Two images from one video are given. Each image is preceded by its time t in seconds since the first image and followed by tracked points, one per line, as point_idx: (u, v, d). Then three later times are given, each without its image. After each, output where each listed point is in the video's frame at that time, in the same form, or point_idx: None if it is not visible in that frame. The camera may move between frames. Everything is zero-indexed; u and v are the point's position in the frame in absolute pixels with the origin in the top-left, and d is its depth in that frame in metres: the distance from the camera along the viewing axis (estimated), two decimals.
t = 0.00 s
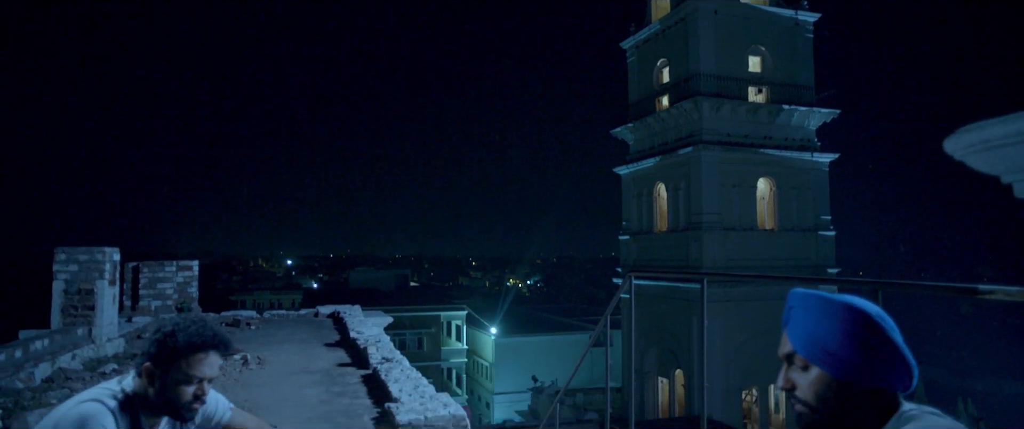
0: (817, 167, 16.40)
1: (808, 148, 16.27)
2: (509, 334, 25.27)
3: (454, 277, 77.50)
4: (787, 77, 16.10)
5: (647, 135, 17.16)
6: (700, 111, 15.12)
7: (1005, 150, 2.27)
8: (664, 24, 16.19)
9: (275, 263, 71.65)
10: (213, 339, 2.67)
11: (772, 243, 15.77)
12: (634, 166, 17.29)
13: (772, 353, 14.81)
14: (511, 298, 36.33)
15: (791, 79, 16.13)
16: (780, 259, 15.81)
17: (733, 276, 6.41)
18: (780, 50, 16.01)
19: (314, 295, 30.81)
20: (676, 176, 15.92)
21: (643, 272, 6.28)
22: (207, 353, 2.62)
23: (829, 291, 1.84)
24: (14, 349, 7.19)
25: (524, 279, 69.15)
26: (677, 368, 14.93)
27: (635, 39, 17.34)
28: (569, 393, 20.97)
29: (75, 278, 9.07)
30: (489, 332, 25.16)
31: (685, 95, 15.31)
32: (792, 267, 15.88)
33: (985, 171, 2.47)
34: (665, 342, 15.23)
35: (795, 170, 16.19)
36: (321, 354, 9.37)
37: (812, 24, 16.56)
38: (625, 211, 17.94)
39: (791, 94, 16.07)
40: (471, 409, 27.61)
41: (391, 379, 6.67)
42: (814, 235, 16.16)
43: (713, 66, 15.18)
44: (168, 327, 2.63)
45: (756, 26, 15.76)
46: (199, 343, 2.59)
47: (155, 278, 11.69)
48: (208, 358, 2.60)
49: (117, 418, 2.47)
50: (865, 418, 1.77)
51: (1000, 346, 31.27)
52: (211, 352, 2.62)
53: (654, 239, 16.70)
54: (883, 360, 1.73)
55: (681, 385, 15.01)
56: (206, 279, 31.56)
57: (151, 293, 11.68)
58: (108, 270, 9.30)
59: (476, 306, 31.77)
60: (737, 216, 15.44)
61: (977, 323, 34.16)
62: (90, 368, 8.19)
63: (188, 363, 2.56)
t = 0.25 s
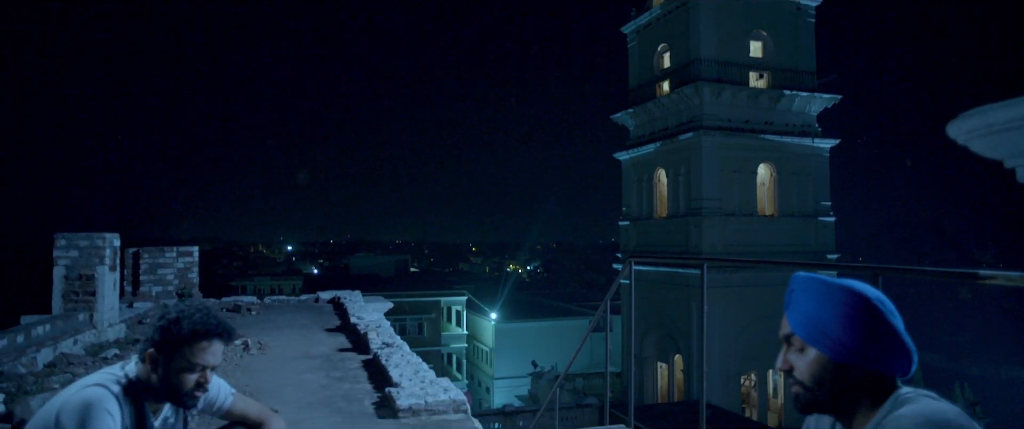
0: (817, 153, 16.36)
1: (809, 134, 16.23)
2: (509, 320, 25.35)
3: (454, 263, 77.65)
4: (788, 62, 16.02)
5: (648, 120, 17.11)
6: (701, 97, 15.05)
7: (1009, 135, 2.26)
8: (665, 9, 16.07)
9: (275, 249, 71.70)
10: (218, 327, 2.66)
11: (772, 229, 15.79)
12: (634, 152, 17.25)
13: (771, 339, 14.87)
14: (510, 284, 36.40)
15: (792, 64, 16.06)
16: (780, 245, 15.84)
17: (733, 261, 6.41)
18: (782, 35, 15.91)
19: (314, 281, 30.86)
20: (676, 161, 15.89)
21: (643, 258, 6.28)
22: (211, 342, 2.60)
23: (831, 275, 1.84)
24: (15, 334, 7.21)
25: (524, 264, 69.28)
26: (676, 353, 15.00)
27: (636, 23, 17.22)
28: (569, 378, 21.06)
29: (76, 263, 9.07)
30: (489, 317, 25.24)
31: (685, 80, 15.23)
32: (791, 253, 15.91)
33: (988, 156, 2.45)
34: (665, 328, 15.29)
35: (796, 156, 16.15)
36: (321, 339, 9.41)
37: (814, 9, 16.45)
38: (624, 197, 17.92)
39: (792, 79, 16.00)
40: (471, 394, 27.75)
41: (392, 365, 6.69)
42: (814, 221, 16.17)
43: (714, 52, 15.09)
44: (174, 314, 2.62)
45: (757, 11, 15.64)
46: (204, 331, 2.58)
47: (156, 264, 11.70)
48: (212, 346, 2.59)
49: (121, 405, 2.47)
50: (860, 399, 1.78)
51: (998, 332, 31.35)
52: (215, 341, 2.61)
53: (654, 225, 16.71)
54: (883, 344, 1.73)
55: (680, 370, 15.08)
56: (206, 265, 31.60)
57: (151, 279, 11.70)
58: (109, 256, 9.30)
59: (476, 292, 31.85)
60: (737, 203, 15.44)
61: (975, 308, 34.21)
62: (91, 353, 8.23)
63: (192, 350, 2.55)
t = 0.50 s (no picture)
0: (818, 139, 16.31)
1: (810, 120, 16.17)
2: (509, 306, 25.41)
3: (453, 249, 77.83)
4: (790, 48, 15.94)
5: (648, 106, 17.04)
6: (702, 83, 14.98)
7: (1013, 121, 2.25)
8: None
9: (275, 236, 71.76)
10: (216, 309, 2.66)
11: (772, 215, 15.80)
12: (634, 138, 17.19)
13: (770, 325, 14.91)
14: (510, 271, 36.44)
15: (793, 50, 15.98)
16: (779, 231, 15.86)
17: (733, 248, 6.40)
18: (784, 20, 15.80)
19: (314, 268, 30.88)
20: (676, 148, 15.86)
21: (643, 245, 6.26)
22: (210, 323, 2.60)
23: (833, 260, 1.83)
24: (16, 320, 7.23)
25: (524, 251, 69.33)
26: (676, 339, 15.05)
27: (637, 9, 17.09)
28: (568, 364, 21.15)
29: (76, 250, 9.07)
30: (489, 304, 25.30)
31: (686, 66, 15.16)
32: (791, 239, 15.94)
33: (992, 141, 2.45)
34: (664, 314, 15.32)
35: (796, 142, 16.11)
36: (321, 326, 9.44)
37: None
38: (624, 183, 17.89)
39: (793, 66, 15.93)
40: (471, 380, 27.88)
41: (393, 350, 6.71)
42: (814, 207, 16.17)
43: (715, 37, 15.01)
44: (171, 298, 2.62)
45: None
46: (202, 313, 2.58)
47: (156, 251, 11.71)
48: (212, 329, 2.59)
49: (123, 389, 2.47)
50: (856, 383, 1.78)
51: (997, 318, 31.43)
52: (214, 322, 2.61)
53: (653, 212, 16.72)
54: (881, 330, 1.72)
55: (679, 356, 15.14)
56: (207, 252, 31.62)
57: (152, 266, 11.71)
58: (109, 242, 9.32)
59: (476, 278, 31.91)
60: (737, 189, 15.42)
61: (973, 295, 34.29)
62: (93, 339, 8.25)
63: (192, 334, 2.55)
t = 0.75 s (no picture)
0: (819, 126, 16.25)
1: (811, 107, 16.11)
2: (509, 293, 25.46)
3: (453, 237, 77.88)
4: (791, 35, 15.86)
5: (648, 94, 16.99)
6: (703, 70, 14.91)
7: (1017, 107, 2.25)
8: None
9: (275, 223, 71.79)
10: (213, 294, 2.66)
11: (772, 203, 15.79)
12: (635, 126, 17.15)
13: (769, 312, 14.94)
14: (510, 258, 36.48)
15: (795, 37, 15.90)
16: (779, 219, 15.87)
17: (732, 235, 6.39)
18: (786, 7, 15.71)
19: (314, 255, 30.92)
20: (676, 135, 15.82)
21: (643, 233, 6.25)
22: (206, 306, 2.62)
23: (829, 248, 1.83)
24: (17, 307, 7.24)
25: (524, 238, 69.33)
26: (675, 326, 15.09)
27: None
28: (568, 350, 21.22)
29: (76, 237, 9.07)
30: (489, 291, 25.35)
31: (687, 53, 15.09)
32: (791, 227, 15.95)
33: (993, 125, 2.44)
34: (664, 301, 15.36)
35: (797, 130, 16.06)
36: (322, 313, 9.46)
37: None
38: (624, 171, 17.87)
39: (795, 53, 15.85)
40: (471, 366, 27.99)
41: (393, 338, 6.72)
42: (814, 195, 16.16)
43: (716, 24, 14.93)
44: (168, 285, 2.62)
45: None
46: (198, 297, 2.59)
47: (156, 238, 11.72)
48: (209, 312, 2.60)
49: (124, 374, 2.47)
50: (856, 369, 1.78)
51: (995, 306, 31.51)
52: (210, 305, 2.63)
53: (653, 199, 16.71)
54: (878, 316, 1.72)
55: (679, 343, 15.18)
56: (207, 239, 31.65)
57: (152, 253, 11.72)
58: (109, 230, 9.32)
59: (477, 266, 31.96)
60: (737, 177, 15.40)
61: (973, 282, 34.35)
62: (94, 326, 8.27)
63: (189, 318, 2.56)
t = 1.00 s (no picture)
0: (820, 115, 16.20)
1: (812, 96, 16.04)
2: (509, 282, 25.50)
3: (454, 226, 77.91)
4: (793, 23, 15.78)
5: (649, 82, 16.93)
6: (704, 59, 14.85)
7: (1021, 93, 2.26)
8: None
9: (275, 212, 71.74)
10: (211, 282, 2.66)
11: (772, 192, 15.79)
12: (635, 115, 17.10)
13: (769, 301, 14.97)
14: (510, 247, 36.51)
15: (796, 25, 15.83)
16: (779, 208, 15.87)
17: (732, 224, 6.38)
18: None
19: (314, 244, 30.95)
20: (677, 124, 15.78)
21: (643, 222, 6.23)
22: (205, 293, 2.61)
23: (823, 238, 1.82)
24: (18, 296, 7.25)
25: (524, 227, 69.34)
26: (675, 315, 15.12)
27: None
28: (568, 339, 21.28)
29: (76, 227, 9.07)
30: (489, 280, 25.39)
31: (688, 42, 15.03)
32: (791, 216, 15.95)
33: (997, 113, 2.45)
34: (664, 290, 15.37)
35: (798, 119, 16.01)
36: (322, 302, 9.48)
37: None
38: (625, 160, 17.84)
39: (796, 41, 15.78)
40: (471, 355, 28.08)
41: (393, 326, 6.74)
42: (814, 184, 16.15)
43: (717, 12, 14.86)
44: (165, 275, 2.62)
45: None
46: (195, 286, 2.59)
47: (156, 228, 11.72)
48: (208, 299, 2.60)
49: (124, 364, 2.46)
50: (856, 359, 1.78)
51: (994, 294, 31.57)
52: (210, 293, 2.62)
53: (653, 188, 16.70)
54: (877, 305, 1.71)
55: (678, 332, 15.23)
56: (207, 228, 31.66)
57: (152, 242, 11.72)
58: (109, 219, 9.31)
59: (477, 254, 31.99)
60: (738, 166, 15.38)
61: (972, 271, 34.40)
62: (95, 315, 8.28)
63: (189, 305, 2.56)
